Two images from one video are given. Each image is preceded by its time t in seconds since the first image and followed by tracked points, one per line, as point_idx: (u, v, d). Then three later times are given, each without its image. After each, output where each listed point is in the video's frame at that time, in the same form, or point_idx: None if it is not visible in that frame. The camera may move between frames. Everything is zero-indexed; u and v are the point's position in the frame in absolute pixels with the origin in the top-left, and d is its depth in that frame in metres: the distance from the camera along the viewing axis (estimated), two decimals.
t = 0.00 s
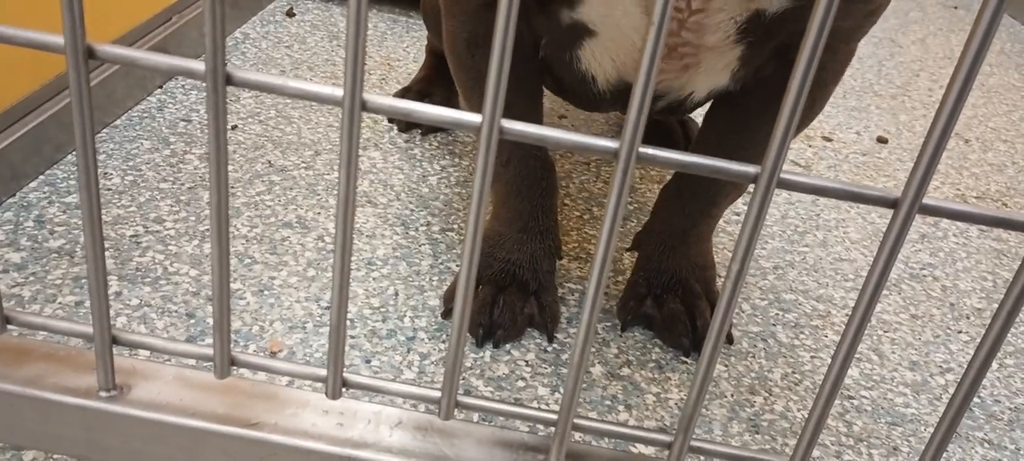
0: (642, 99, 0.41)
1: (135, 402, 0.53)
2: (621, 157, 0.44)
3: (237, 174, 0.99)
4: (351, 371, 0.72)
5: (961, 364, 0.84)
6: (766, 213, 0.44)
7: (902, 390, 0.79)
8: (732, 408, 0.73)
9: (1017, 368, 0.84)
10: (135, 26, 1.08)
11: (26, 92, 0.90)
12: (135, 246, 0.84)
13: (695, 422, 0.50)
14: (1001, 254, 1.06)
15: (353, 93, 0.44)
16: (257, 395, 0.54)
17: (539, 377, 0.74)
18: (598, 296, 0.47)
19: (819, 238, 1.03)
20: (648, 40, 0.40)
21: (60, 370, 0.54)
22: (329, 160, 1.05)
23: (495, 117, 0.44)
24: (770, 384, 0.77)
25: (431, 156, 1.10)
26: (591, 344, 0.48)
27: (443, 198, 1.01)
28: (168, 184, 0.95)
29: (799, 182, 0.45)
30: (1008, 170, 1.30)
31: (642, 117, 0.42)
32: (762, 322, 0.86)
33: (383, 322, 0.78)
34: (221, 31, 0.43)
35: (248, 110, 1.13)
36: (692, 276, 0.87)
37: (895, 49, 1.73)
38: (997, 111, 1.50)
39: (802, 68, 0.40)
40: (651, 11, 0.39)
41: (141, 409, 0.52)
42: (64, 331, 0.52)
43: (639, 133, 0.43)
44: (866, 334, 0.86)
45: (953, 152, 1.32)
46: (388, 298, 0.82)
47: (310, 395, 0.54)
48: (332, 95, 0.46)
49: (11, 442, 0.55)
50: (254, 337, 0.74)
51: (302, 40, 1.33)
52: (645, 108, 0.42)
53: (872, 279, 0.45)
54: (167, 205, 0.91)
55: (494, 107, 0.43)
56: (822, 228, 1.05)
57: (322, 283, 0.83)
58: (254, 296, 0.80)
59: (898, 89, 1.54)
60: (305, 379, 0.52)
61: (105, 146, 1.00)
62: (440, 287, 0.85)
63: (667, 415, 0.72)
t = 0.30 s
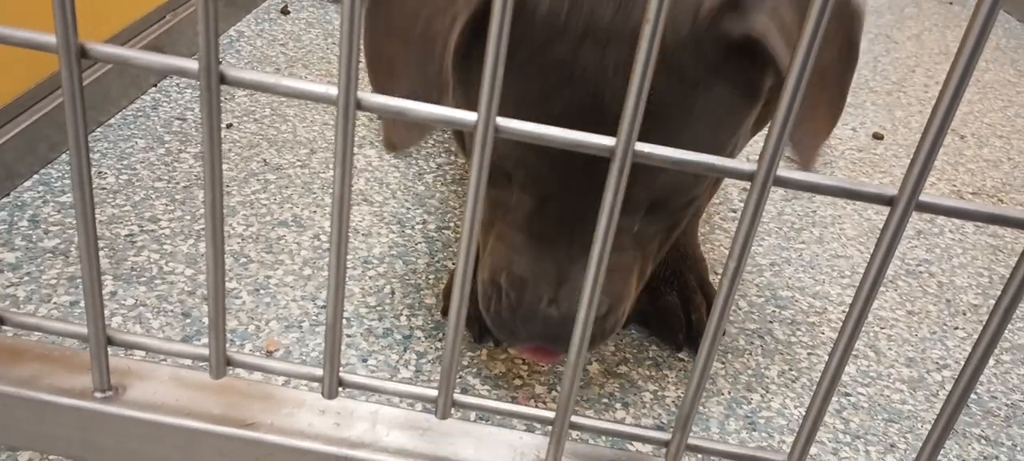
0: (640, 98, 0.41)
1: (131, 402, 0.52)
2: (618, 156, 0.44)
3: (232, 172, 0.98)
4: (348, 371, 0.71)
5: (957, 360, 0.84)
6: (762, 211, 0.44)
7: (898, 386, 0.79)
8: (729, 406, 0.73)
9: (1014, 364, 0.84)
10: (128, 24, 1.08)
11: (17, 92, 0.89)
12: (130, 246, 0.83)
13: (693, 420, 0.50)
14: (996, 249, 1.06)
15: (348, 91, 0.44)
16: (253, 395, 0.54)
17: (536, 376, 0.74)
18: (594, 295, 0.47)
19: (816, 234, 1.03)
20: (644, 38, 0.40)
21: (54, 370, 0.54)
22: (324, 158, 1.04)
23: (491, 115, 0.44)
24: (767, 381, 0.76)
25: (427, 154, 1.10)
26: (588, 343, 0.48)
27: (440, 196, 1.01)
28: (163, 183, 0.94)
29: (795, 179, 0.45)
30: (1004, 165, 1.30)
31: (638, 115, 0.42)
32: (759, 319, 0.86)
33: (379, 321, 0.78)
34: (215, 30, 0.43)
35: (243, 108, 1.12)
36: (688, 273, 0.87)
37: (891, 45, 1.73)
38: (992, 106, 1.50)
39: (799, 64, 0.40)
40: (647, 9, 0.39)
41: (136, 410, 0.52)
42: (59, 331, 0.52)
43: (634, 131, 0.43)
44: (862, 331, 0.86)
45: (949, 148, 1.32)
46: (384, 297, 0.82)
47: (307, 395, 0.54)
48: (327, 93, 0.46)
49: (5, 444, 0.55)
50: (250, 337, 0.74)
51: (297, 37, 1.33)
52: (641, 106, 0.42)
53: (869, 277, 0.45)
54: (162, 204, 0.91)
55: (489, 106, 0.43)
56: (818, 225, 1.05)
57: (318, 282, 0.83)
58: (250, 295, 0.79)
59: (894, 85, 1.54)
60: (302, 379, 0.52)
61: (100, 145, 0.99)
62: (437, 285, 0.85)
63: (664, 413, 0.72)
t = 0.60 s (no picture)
0: (641, 98, 0.41)
1: (134, 403, 0.53)
2: (618, 157, 0.44)
3: (234, 174, 0.98)
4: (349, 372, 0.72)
5: (958, 362, 0.84)
6: (763, 213, 0.44)
7: (899, 388, 0.79)
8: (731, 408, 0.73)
9: (1015, 366, 0.84)
10: (131, 27, 1.08)
11: (22, 94, 0.89)
12: (133, 248, 0.84)
13: (694, 421, 0.50)
14: (998, 251, 1.06)
15: (349, 93, 0.44)
16: (255, 396, 0.54)
17: (537, 378, 0.74)
18: (595, 298, 0.47)
19: (817, 236, 1.03)
20: (645, 39, 0.40)
21: (57, 371, 0.54)
22: (326, 160, 1.04)
23: (492, 117, 0.44)
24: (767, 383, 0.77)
25: (428, 156, 1.10)
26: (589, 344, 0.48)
27: (441, 198, 1.01)
28: (166, 185, 0.94)
29: (795, 181, 0.45)
30: (1005, 167, 1.30)
31: (639, 118, 0.42)
32: (760, 321, 0.86)
33: (381, 322, 0.78)
34: (217, 33, 0.43)
35: (245, 111, 1.13)
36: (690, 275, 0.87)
37: (892, 47, 1.73)
38: (994, 108, 1.50)
39: (800, 65, 0.40)
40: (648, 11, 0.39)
41: (138, 411, 0.52)
42: (61, 333, 0.52)
43: (635, 133, 0.43)
44: (864, 333, 0.86)
45: (951, 150, 1.32)
46: (386, 299, 0.82)
47: (308, 396, 0.54)
48: (329, 95, 0.46)
49: (8, 445, 0.55)
50: (252, 339, 0.74)
51: (299, 40, 1.33)
52: (642, 108, 0.42)
53: (870, 278, 0.45)
54: (164, 206, 0.91)
55: (490, 108, 0.43)
56: (819, 227, 1.05)
57: (319, 283, 0.83)
58: (252, 297, 0.79)
59: (895, 87, 1.54)
60: (304, 380, 0.52)
61: (102, 147, 0.99)
62: (438, 287, 0.85)
63: (666, 415, 0.72)
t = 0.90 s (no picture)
0: (640, 96, 0.41)
1: (131, 404, 0.52)
2: (617, 156, 0.44)
3: (232, 175, 0.98)
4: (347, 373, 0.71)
5: (957, 362, 0.84)
6: (761, 213, 0.44)
7: (898, 388, 0.79)
8: (729, 408, 0.73)
9: (1013, 366, 0.84)
10: (128, 27, 1.08)
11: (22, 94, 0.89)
12: (131, 248, 0.83)
13: (693, 421, 0.50)
14: (996, 251, 1.06)
15: (346, 92, 0.44)
16: (254, 397, 0.54)
17: (535, 378, 0.74)
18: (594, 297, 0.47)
19: (815, 236, 1.03)
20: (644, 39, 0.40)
21: (56, 372, 0.54)
22: (324, 161, 1.04)
23: (490, 117, 0.44)
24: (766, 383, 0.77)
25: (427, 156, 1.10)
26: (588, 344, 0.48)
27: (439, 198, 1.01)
28: (164, 186, 0.94)
29: (793, 181, 0.45)
30: (1003, 167, 1.30)
31: (637, 118, 0.42)
32: (758, 321, 0.86)
33: (379, 323, 0.78)
34: (215, 32, 0.43)
35: (243, 111, 1.12)
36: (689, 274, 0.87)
37: (890, 47, 1.74)
38: (992, 108, 1.50)
39: (799, 62, 0.40)
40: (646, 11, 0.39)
41: (136, 412, 0.52)
42: (58, 333, 0.52)
43: (633, 132, 0.43)
44: (862, 332, 0.86)
45: (949, 150, 1.32)
46: (384, 299, 0.82)
47: (306, 397, 0.54)
48: (326, 95, 0.46)
49: (5, 445, 0.55)
50: (250, 339, 0.74)
51: (298, 40, 1.33)
52: (641, 107, 0.42)
53: (868, 278, 0.45)
54: (162, 207, 0.91)
55: (488, 108, 0.43)
56: (817, 227, 1.05)
57: (318, 284, 0.83)
58: (250, 297, 0.79)
59: (894, 87, 1.54)
60: (302, 380, 0.52)
61: (100, 147, 0.99)
62: (436, 288, 0.85)
63: (664, 415, 0.72)
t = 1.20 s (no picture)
0: (636, 99, 0.41)
1: (127, 404, 0.52)
2: (614, 156, 0.44)
3: (228, 173, 0.98)
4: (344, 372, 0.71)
5: (955, 360, 0.84)
6: (759, 211, 0.44)
7: (896, 386, 0.79)
8: (727, 406, 0.73)
9: (1012, 364, 0.84)
10: (124, 25, 1.07)
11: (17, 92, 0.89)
12: (127, 247, 0.83)
13: (691, 420, 0.50)
14: (994, 249, 1.06)
15: (342, 90, 0.43)
16: (250, 396, 0.54)
17: (532, 376, 0.74)
18: (592, 295, 0.47)
19: (814, 234, 1.03)
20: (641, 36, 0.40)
21: (51, 371, 0.53)
22: (321, 159, 1.04)
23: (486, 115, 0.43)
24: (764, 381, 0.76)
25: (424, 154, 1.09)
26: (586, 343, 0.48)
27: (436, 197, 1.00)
28: (160, 184, 0.94)
29: (791, 179, 0.45)
30: (1001, 165, 1.30)
31: (635, 116, 0.42)
32: (756, 319, 0.86)
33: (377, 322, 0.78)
34: (211, 30, 0.43)
35: (239, 109, 1.12)
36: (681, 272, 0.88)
37: (888, 44, 1.74)
38: (990, 106, 1.50)
39: (797, 61, 0.40)
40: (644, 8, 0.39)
41: (132, 412, 0.52)
42: (53, 333, 0.52)
43: (631, 128, 0.43)
44: (860, 331, 0.86)
45: (947, 148, 1.32)
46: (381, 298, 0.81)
47: (303, 396, 0.54)
48: (321, 93, 0.46)
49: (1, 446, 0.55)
50: (247, 338, 0.74)
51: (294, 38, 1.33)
52: (639, 105, 0.42)
53: (867, 276, 0.45)
54: (159, 205, 0.90)
55: (484, 106, 0.43)
56: (815, 225, 1.05)
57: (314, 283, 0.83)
58: (246, 296, 0.79)
59: (891, 85, 1.54)
60: (299, 380, 0.52)
61: (96, 146, 0.99)
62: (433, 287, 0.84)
63: (662, 414, 0.71)
